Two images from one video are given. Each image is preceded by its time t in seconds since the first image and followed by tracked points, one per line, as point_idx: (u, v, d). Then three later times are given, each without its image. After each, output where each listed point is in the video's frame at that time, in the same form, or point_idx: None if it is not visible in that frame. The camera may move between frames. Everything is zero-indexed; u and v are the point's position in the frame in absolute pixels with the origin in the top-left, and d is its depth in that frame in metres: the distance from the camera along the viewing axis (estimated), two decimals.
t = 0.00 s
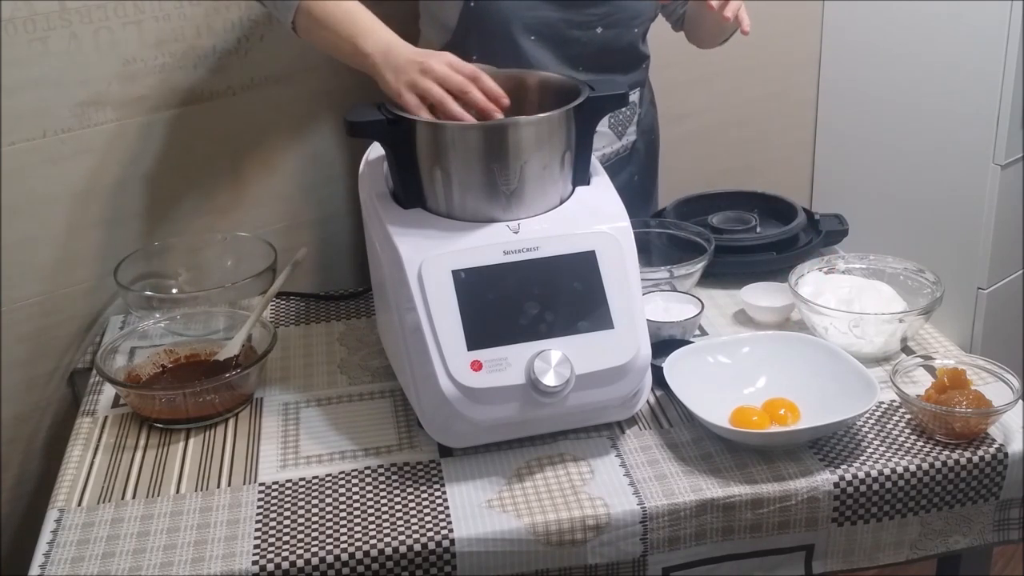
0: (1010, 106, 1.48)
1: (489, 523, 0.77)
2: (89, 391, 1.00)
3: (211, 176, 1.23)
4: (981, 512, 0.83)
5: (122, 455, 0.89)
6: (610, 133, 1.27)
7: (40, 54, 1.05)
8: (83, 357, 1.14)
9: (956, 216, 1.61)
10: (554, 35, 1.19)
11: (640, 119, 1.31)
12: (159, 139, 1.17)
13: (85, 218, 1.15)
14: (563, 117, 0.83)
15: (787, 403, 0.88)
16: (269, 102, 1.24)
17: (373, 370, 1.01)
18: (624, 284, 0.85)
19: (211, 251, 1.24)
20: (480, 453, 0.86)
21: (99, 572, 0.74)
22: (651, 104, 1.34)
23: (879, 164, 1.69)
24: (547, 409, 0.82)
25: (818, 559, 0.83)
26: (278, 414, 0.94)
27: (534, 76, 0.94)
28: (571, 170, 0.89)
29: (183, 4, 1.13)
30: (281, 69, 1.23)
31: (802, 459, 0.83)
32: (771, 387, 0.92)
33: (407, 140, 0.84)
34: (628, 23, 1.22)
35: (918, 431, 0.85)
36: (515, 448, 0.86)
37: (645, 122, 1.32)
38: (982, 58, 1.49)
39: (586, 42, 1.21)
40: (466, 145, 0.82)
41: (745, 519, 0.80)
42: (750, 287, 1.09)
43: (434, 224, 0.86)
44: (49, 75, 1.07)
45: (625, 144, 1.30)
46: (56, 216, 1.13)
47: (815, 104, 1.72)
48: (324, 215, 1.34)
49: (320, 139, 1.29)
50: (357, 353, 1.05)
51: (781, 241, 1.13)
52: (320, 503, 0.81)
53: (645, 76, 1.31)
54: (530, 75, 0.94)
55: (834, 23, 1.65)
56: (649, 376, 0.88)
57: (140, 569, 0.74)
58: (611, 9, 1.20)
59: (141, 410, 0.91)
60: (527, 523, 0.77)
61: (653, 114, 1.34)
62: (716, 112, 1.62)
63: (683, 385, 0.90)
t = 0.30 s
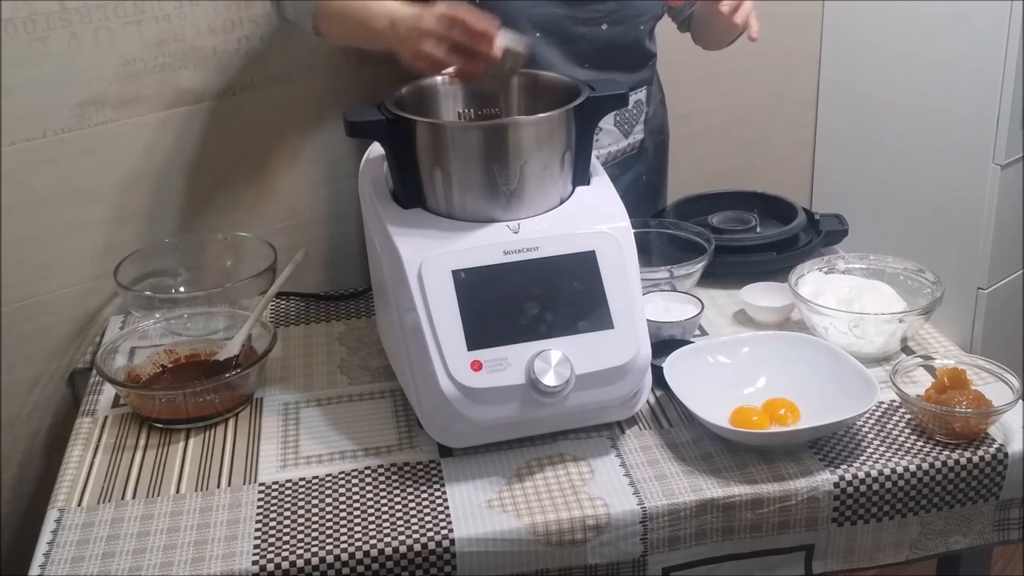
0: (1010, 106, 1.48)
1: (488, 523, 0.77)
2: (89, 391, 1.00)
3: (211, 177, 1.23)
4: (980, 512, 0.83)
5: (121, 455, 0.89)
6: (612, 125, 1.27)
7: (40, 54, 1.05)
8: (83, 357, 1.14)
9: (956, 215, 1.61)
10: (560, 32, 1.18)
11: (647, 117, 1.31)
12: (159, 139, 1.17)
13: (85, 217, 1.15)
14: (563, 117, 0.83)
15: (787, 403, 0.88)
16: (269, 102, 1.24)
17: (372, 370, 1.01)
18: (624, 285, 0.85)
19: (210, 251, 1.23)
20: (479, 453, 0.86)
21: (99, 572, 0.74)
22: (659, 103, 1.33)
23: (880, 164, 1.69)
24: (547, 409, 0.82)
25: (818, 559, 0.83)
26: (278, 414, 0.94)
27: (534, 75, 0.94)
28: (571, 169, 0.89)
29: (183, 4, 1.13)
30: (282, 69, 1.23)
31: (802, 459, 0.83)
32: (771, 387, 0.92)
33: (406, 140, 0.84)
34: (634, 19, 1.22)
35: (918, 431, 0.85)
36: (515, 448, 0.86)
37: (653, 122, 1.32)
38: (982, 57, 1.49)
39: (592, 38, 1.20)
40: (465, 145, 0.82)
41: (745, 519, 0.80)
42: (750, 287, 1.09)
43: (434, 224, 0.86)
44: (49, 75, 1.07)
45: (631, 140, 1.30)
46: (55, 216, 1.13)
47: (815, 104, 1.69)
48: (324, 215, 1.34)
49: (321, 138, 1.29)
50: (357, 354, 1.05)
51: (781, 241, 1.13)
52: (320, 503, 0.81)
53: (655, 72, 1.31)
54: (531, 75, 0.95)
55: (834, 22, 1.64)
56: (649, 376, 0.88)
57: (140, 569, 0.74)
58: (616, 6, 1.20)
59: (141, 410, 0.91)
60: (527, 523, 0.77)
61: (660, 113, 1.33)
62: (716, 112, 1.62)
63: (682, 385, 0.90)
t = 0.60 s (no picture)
0: (1010, 106, 1.48)
1: (489, 523, 0.77)
2: (89, 391, 1.00)
3: (212, 177, 1.23)
4: (981, 512, 0.83)
5: (121, 455, 0.89)
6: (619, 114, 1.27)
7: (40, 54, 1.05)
8: (83, 357, 1.14)
9: (956, 215, 1.62)
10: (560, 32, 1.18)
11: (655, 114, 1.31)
12: (160, 138, 1.17)
13: (85, 217, 1.15)
14: (563, 117, 0.83)
15: (786, 403, 0.88)
16: (269, 102, 1.24)
17: (373, 370, 1.01)
18: (624, 285, 0.85)
19: (210, 251, 1.23)
20: (479, 453, 0.86)
21: (99, 572, 0.74)
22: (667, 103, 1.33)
23: (880, 164, 1.69)
24: (547, 409, 0.82)
25: (818, 559, 0.83)
26: (277, 414, 0.94)
27: (534, 76, 0.94)
28: (571, 169, 0.89)
29: (183, 4, 1.13)
30: (282, 69, 1.23)
31: (802, 459, 0.83)
32: (771, 387, 0.92)
33: (406, 140, 0.84)
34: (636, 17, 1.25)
35: (918, 431, 0.85)
36: (515, 448, 0.86)
37: (661, 123, 1.32)
38: (982, 58, 1.49)
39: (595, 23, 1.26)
40: (466, 145, 0.82)
41: (745, 519, 0.80)
42: (750, 287, 1.09)
43: (434, 224, 0.86)
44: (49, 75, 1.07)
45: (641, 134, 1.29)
46: (56, 216, 1.13)
47: (815, 104, 1.70)
48: (324, 215, 1.34)
49: (320, 139, 1.29)
50: (357, 354, 1.05)
51: (781, 240, 1.12)
52: (320, 503, 0.81)
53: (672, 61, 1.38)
54: (530, 75, 0.94)
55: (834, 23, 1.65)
56: (649, 376, 0.88)
57: (140, 569, 0.74)
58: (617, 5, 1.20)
59: (141, 410, 0.91)
60: (527, 523, 0.77)
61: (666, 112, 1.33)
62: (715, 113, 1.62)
63: (682, 385, 0.90)
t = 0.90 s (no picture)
0: (1010, 106, 1.49)
1: (488, 523, 0.77)
2: (89, 391, 1.00)
3: (212, 177, 1.23)
4: (981, 512, 0.83)
5: (121, 455, 0.89)
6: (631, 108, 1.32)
7: (40, 54, 1.05)
8: (83, 357, 1.14)
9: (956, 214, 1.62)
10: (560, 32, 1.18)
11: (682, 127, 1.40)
12: (159, 138, 1.17)
13: (85, 217, 1.15)
14: (563, 117, 0.83)
15: (786, 403, 0.88)
16: (269, 103, 1.24)
17: (373, 370, 1.01)
18: (624, 285, 0.85)
19: (210, 251, 1.23)
20: (479, 453, 0.86)
21: (99, 572, 0.74)
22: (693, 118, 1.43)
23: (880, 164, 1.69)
24: (547, 409, 0.82)
25: (818, 559, 0.83)
26: (278, 414, 0.94)
27: (534, 76, 0.94)
28: (571, 169, 0.89)
29: (183, 4, 1.13)
30: (282, 69, 1.23)
31: (802, 459, 0.83)
32: (772, 387, 0.92)
33: (406, 140, 0.84)
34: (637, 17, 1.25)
35: (918, 431, 0.85)
36: (515, 448, 0.86)
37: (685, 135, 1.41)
38: (982, 58, 1.51)
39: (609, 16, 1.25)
40: (466, 145, 0.82)
41: (745, 519, 0.80)
42: (750, 287, 1.09)
43: (434, 224, 0.86)
44: (48, 75, 1.07)
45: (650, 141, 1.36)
46: (56, 215, 1.13)
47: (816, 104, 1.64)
48: (324, 215, 1.34)
49: (320, 139, 1.29)
50: (357, 354, 1.05)
51: (780, 241, 1.13)
52: (320, 503, 0.81)
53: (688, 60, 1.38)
54: (530, 75, 0.94)
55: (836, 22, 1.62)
56: (649, 376, 0.88)
57: (140, 569, 0.74)
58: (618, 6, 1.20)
59: (141, 410, 0.91)
60: (527, 523, 0.77)
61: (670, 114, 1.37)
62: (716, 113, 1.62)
63: (682, 385, 0.90)
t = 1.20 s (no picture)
0: (1010, 106, 1.48)
1: (488, 523, 0.77)
2: (89, 391, 1.00)
3: (212, 177, 1.23)
4: (980, 512, 0.83)
5: (121, 455, 0.89)
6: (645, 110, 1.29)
7: (40, 54, 1.05)
8: (83, 357, 1.14)
9: (957, 214, 1.62)
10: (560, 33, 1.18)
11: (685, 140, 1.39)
12: (160, 138, 1.17)
13: (85, 217, 1.15)
14: (563, 117, 0.83)
15: (786, 403, 0.88)
16: (269, 103, 1.24)
17: (372, 370, 1.01)
18: (624, 284, 0.85)
19: (210, 251, 1.23)
20: (479, 453, 0.86)
21: (99, 572, 0.74)
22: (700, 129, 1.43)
23: (880, 164, 1.69)
24: (547, 409, 0.82)
25: (818, 559, 0.83)
26: (277, 415, 0.94)
27: (534, 76, 0.94)
28: (571, 169, 0.88)
29: (183, 4, 1.13)
30: (282, 69, 1.23)
31: (802, 459, 0.83)
32: (772, 387, 0.92)
33: (407, 140, 0.84)
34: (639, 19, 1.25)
35: (918, 431, 0.85)
36: (515, 448, 0.86)
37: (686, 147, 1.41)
38: (982, 58, 1.50)
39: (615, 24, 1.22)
40: (466, 145, 0.82)
41: (745, 519, 0.80)
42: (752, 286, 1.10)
43: (434, 224, 0.86)
44: (47, 75, 1.07)
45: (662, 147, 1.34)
46: (56, 215, 1.13)
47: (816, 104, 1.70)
48: (323, 215, 1.34)
49: (320, 138, 1.29)
50: (357, 354, 1.05)
51: (780, 241, 1.13)
52: (320, 503, 0.81)
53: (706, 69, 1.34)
54: (530, 75, 0.94)
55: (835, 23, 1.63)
56: (649, 376, 0.88)
57: (140, 569, 0.74)
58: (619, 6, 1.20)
59: (141, 410, 0.91)
60: (527, 523, 0.77)
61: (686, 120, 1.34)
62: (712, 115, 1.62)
63: (682, 385, 0.90)
